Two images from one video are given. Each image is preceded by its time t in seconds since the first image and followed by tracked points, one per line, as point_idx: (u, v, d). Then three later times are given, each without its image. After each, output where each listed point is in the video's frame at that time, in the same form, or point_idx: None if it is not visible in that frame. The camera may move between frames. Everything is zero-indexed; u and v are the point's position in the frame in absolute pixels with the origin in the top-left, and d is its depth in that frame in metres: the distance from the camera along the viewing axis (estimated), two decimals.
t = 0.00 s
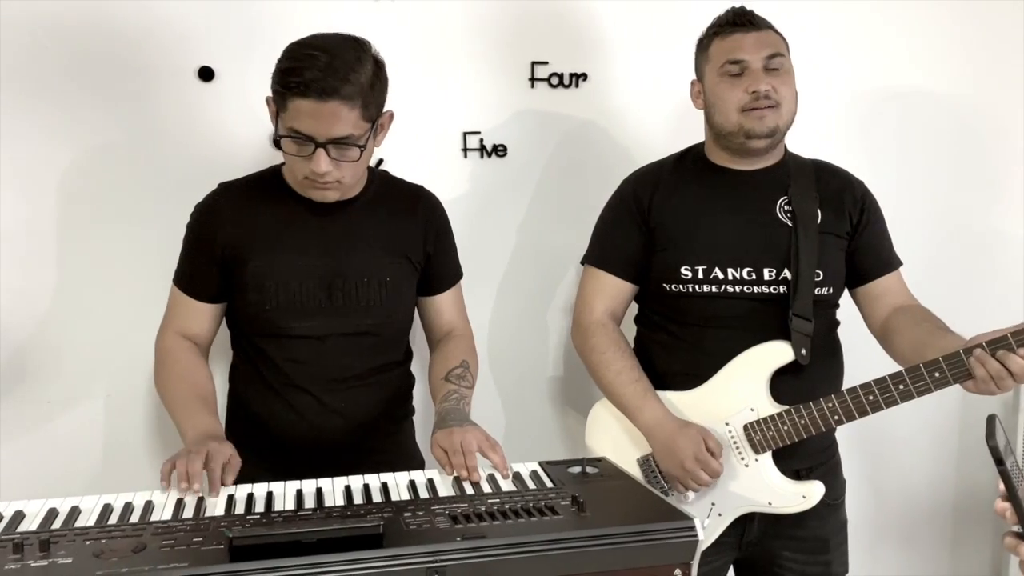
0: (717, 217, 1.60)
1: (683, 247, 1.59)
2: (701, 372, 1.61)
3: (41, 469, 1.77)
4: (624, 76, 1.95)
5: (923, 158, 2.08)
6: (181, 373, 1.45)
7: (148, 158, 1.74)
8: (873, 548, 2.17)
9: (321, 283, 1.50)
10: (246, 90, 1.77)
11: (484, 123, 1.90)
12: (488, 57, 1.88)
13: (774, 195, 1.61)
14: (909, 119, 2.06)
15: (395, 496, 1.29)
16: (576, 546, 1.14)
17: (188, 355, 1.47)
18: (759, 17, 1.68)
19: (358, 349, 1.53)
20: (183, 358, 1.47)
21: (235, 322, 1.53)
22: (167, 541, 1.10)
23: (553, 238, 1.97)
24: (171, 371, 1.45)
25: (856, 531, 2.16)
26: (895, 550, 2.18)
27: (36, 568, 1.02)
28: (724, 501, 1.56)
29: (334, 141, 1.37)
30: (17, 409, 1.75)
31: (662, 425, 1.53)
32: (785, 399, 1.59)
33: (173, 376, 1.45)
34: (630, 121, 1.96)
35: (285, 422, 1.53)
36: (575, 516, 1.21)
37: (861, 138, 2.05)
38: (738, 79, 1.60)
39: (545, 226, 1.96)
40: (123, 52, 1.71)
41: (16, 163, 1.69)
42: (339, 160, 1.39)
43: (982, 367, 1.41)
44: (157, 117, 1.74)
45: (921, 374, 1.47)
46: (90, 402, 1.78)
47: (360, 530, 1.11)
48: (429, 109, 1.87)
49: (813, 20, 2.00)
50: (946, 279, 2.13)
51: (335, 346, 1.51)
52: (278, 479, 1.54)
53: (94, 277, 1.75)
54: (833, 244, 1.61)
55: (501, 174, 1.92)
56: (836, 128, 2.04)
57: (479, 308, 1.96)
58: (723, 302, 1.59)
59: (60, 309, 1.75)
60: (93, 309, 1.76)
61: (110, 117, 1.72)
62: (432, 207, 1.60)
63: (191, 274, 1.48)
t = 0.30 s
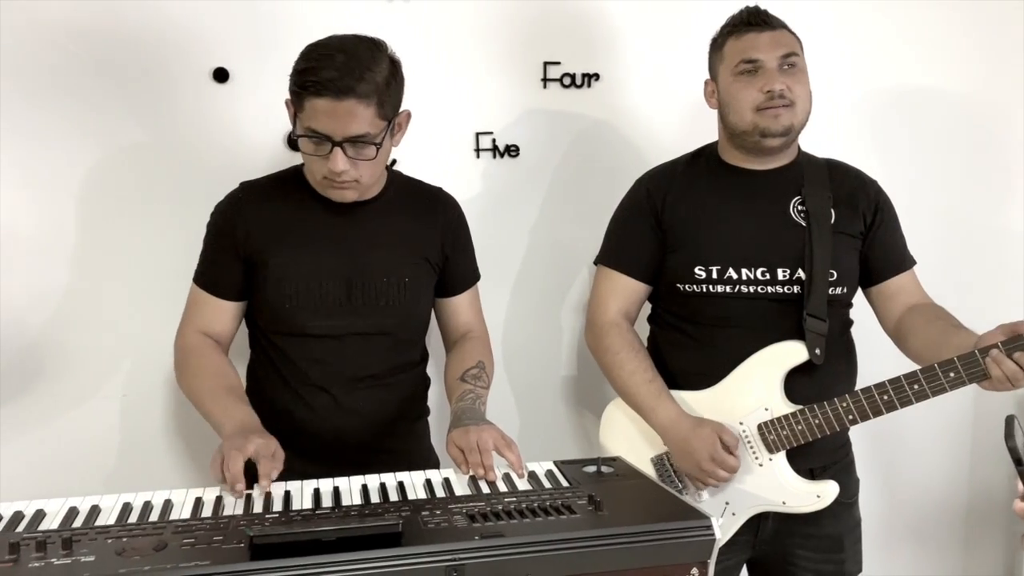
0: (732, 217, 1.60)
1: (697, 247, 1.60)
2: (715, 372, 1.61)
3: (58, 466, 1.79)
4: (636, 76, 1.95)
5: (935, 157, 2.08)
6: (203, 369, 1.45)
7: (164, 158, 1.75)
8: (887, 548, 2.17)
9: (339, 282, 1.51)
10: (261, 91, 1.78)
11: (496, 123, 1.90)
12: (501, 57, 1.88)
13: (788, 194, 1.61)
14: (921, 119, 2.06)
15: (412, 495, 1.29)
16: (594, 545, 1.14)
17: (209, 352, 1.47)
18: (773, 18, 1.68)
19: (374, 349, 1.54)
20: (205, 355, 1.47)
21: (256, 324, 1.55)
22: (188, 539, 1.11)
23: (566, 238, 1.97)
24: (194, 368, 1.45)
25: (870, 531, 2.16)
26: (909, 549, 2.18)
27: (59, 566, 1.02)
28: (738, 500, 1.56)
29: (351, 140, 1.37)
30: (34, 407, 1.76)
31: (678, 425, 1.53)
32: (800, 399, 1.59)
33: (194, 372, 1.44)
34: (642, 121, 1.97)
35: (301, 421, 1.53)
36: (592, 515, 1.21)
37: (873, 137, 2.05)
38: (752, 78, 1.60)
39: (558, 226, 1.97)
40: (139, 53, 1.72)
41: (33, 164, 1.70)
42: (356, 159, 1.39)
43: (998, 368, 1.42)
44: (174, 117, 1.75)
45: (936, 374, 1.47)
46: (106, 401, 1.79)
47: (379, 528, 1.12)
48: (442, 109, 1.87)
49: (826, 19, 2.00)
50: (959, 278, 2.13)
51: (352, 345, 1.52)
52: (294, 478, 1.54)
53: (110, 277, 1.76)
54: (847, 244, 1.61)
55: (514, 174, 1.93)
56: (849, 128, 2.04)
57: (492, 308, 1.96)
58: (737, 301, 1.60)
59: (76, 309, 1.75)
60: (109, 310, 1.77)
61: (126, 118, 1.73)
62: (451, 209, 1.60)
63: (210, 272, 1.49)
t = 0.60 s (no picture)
0: (749, 217, 1.61)
1: (715, 247, 1.60)
2: (732, 371, 1.61)
3: (77, 467, 1.79)
4: (650, 77, 1.95)
5: (948, 156, 2.08)
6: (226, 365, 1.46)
7: (182, 159, 1.76)
8: (900, 547, 2.18)
9: (359, 282, 1.52)
10: (278, 92, 1.78)
11: (511, 123, 1.91)
12: (515, 59, 1.89)
13: (804, 195, 1.62)
14: (934, 119, 2.06)
15: (435, 495, 1.30)
16: (618, 545, 1.15)
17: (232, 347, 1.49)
18: (789, 18, 1.68)
19: (394, 350, 1.54)
20: (227, 350, 1.48)
21: (276, 323, 1.56)
22: (216, 539, 1.11)
23: (580, 239, 1.98)
24: (219, 363, 1.46)
25: (884, 530, 2.16)
26: (922, 548, 2.18)
27: (90, 566, 1.03)
28: (756, 499, 1.56)
29: (381, 122, 1.38)
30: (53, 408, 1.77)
31: (693, 431, 1.53)
32: (817, 399, 1.60)
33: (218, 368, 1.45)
34: (656, 121, 1.97)
35: (322, 421, 1.54)
36: (615, 514, 1.22)
37: (887, 138, 2.06)
38: (769, 78, 1.61)
39: (572, 226, 1.97)
40: (157, 56, 1.72)
41: (52, 166, 1.71)
42: (384, 145, 1.39)
43: (1015, 364, 1.44)
44: (193, 119, 1.75)
45: (954, 373, 1.48)
46: (124, 402, 1.80)
47: (405, 528, 1.13)
48: (457, 110, 1.88)
49: (840, 20, 2.00)
50: (972, 278, 2.13)
51: (371, 346, 1.53)
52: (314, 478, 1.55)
53: (129, 278, 1.77)
54: (864, 244, 1.61)
55: (529, 175, 1.93)
56: (862, 128, 2.04)
57: (508, 308, 1.97)
58: (754, 301, 1.60)
59: (95, 310, 1.76)
60: (127, 311, 1.78)
61: (145, 120, 1.73)
62: (469, 211, 1.61)
63: (232, 272, 1.50)
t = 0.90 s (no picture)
0: (761, 214, 1.62)
1: (728, 244, 1.62)
2: (745, 367, 1.63)
3: (95, 465, 1.81)
4: (659, 75, 1.97)
5: (954, 153, 2.10)
6: (244, 360, 1.47)
7: (198, 159, 1.77)
8: (909, 540, 2.20)
9: (377, 280, 1.53)
10: (292, 92, 1.79)
11: (523, 122, 1.92)
12: (527, 58, 1.91)
13: (816, 192, 1.63)
14: (941, 116, 2.08)
15: (456, 490, 1.31)
16: (639, 537, 1.16)
17: (249, 343, 1.50)
18: (798, 17, 1.70)
19: (412, 347, 1.56)
20: (245, 346, 1.50)
21: (294, 321, 1.57)
22: (243, 533, 1.13)
23: (591, 237, 2.00)
24: (237, 359, 1.48)
25: (894, 524, 2.18)
26: (931, 541, 2.21)
27: (122, 560, 1.04)
28: (770, 492, 1.58)
29: (409, 103, 1.44)
30: (71, 407, 1.78)
31: (702, 420, 1.54)
32: (830, 392, 1.62)
33: (236, 364, 1.48)
34: (666, 119, 1.99)
35: (340, 418, 1.55)
36: (635, 508, 1.23)
37: (894, 135, 2.07)
38: (779, 76, 1.62)
39: (584, 223, 1.99)
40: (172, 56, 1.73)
41: (70, 166, 1.72)
42: (410, 125, 1.44)
43: None
44: (208, 119, 1.76)
45: (967, 365, 1.50)
46: (141, 400, 1.81)
47: (430, 521, 1.14)
48: (469, 109, 1.89)
49: (847, 18, 2.02)
50: (979, 273, 2.15)
51: (389, 343, 1.54)
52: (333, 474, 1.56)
53: (146, 276, 1.78)
54: (874, 239, 1.63)
55: (541, 173, 1.95)
56: (870, 126, 2.06)
57: (520, 305, 1.99)
58: (766, 297, 1.62)
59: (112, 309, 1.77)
60: (144, 310, 1.79)
61: (161, 120, 1.74)
62: (483, 208, 1.63)
63: (251, 271, 1.51)
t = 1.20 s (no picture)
0: (769, 209, 1.65)
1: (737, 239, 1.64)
2: (754, 360, 1.66)
3: (108, 461, 1.82)
4: (666, 73, 1.99)
5: (956, 149, 2.13)
6: (257, 353, 1.49)
7: (211, 156, 1.78)
8: (913, 532, 2.23)
9: (393, 275, 1.54)
10: (304, 90, 1.80)
11: (532, 119, 1.94)
12: (536, 56, 1.92)
13: (822, 188, 1.66)
14: (942, 113, 2.11)
15: (474, 481, 1.33)
16: (657, 526, 1.18)
17: (263, 336, 1.52)
18: (804, 15, 1.72)
19: (427, 341, 1.57)
20: (259, 339, 1.51)
21: (309, 316, 1.59)
22: (269, 524, 1.14)
23: (599, 233, 2.02)
24: (249, 352, 1.49)
25: (898, 516, 2.21)
26: (934, 532, 2.24)
27: (152, 550, 1.06)
28: (779, 484, 1.61)
29: (428, 94, 1.47)
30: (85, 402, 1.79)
31: (714, 409, 1.57)
32: (838, 386, 1.64)
33: (250, 357, 1.49)
34: (672, 116, 2.01)
35: (356, 412, 1.57)
36: (652, 497, 1.25)
37: (896, 132, 2.10)
38: (786, 74, 1.64)
39: (592, 220, 2.01)
40: (186, 54, 1.74)
41: (84, 164, 1.73)
42: (429, 116, 1.46)
43: None
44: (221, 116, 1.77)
45: (975, 357, 1.53)
46: (154, 396, 1.82)
47: (453, 511, 1.15)
48: (480, 107, 1.91)
49: (851, 17, 2.05)
50: (979, 268, 2.18)
51: (405, 338, 1.56)
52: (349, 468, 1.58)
53: (159, 273, 1.79)
54: (880, 234, 1.66)
55: (549, 170, 1.97)
56: (873, 123, 2.09)
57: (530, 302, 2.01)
58: (775, 292, 1.65)
59: (125, 306, 1.78)
60: (157, 306, 1.80)
61: (174, 118, 1.75)
62: (496, 205, 1.65)
63: (269, 267, 1.53)
